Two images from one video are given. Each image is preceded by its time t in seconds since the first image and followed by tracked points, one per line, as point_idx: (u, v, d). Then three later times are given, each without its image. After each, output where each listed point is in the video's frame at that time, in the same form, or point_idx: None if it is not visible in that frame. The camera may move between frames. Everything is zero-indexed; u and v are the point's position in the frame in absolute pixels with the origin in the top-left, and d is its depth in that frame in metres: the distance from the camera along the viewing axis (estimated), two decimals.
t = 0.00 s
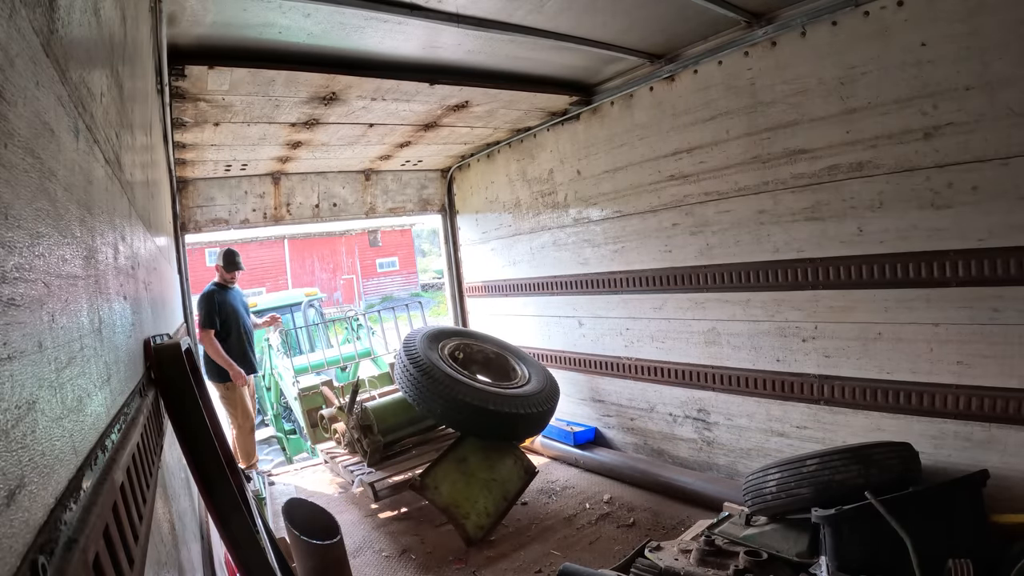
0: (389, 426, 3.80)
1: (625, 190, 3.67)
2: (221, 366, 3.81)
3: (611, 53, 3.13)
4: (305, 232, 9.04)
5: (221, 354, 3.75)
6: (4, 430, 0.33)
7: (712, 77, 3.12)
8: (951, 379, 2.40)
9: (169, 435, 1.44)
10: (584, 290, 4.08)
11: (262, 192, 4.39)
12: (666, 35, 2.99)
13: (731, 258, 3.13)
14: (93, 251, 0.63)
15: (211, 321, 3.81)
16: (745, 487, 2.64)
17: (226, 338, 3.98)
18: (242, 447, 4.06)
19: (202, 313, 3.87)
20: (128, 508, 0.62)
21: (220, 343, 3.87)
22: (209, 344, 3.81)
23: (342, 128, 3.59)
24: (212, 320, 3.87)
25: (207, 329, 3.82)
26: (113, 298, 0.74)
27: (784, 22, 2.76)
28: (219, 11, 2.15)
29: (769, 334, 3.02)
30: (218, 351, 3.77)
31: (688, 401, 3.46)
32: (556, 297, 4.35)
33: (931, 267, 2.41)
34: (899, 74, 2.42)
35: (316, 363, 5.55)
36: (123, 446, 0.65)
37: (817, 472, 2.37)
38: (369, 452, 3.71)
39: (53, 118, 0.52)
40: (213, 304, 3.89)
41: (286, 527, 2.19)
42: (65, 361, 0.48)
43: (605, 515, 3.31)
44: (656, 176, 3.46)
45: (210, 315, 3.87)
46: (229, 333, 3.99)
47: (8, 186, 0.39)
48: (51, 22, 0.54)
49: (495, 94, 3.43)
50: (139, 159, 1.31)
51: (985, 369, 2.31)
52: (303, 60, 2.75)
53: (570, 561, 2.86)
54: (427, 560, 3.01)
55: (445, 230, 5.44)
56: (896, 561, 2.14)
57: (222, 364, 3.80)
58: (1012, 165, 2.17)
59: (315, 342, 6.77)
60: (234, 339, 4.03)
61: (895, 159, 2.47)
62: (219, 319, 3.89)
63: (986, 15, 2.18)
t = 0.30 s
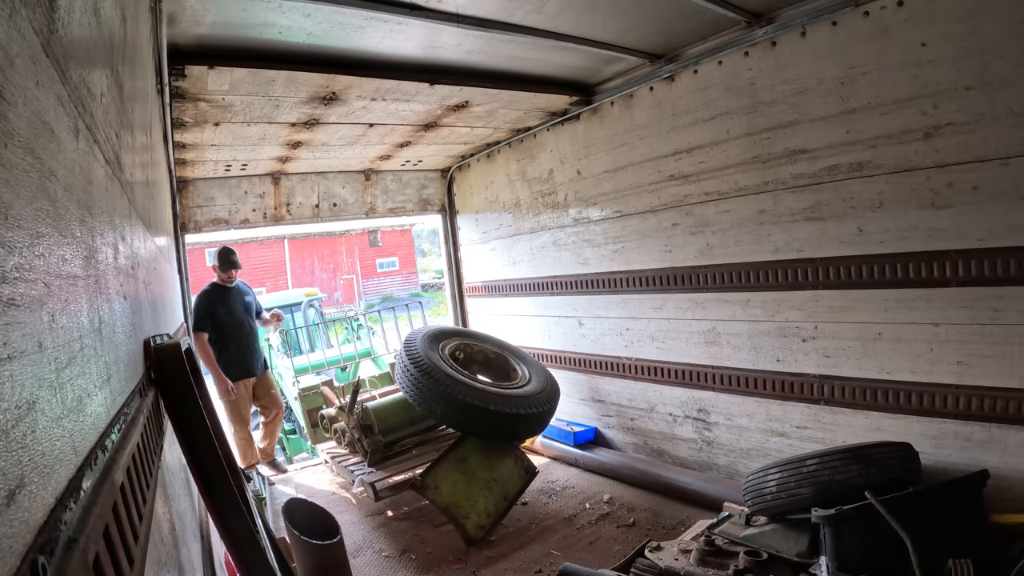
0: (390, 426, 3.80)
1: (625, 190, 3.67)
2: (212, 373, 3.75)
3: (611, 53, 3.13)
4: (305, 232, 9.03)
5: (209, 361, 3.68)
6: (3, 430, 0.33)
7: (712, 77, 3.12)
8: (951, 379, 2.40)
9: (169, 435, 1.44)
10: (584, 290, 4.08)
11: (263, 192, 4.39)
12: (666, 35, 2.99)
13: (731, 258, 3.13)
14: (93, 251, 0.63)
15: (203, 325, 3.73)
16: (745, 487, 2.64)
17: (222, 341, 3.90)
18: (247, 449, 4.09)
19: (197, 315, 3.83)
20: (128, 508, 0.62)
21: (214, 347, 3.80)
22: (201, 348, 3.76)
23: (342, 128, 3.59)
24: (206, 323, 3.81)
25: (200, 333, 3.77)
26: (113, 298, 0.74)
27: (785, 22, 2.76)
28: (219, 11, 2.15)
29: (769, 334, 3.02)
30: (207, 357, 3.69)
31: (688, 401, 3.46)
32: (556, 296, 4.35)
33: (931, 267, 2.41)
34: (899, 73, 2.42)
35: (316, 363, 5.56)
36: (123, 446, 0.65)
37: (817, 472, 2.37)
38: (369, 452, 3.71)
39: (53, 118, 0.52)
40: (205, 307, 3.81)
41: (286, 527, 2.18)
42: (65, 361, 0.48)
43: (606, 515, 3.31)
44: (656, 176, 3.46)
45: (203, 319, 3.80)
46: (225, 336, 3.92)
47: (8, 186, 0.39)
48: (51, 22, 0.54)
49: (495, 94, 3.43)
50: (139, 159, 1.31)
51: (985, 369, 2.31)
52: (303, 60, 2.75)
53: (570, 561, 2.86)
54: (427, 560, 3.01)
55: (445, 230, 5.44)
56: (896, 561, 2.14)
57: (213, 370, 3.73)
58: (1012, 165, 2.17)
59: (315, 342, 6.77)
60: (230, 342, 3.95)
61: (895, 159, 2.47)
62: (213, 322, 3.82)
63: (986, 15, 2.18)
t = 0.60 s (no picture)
0: (389, 426, 3.80)
1: (625, 190, 3.67)
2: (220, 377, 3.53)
3: (611, 53, 3.13)
4: (305, 232, 9.03)
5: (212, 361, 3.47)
6: (3, 430, 0.33)
7: (712, 77, 3.12)
8: (951, 379, 2.41)
9: (169, 436, 1.44)
10: (584, 290, 4.08)
11: (262, 192, 4.39)
12: (666, 35, 2.99)
13: (731, 258, 3.13)
14: (93, 251, 0.63)
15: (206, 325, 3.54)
16: (745, 487, 2.64)
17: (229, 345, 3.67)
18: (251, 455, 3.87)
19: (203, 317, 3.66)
20: (128, 508, 0.62)
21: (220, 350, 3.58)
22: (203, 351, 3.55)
23: (342, 128, 3.59)
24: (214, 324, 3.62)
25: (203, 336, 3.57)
26: (113, 299, 0.74)
27: (785, 22, 2.76)
28: (219, 11, 2.15)
29: (770, 334, 3.02)
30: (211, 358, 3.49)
31: (688, 402, 3.46)
32: (556, 296, 4.35)
33: (931, 267, 2.41)
34: (900, 73, 2.42)
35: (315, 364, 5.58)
36: (123, 446, 0.65)
37: (817, 472, 2.37)
38: (369, 452, 3.71)
39: (53, 118, 0.52)
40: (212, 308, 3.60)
41: (286, 528, 2.18)
42: (66, 361, 0.48)
43: (606, 515, 3.31)
44: (656, 176, 3.46)
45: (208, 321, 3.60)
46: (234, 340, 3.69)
47: (8, 186, 0.38)
48: (51, 22, 0.54)
49: (495, 94, 3.43)
50: (139, 159, 1.31)
51: (985, 369, 2.31)
52: (303, 60, 2.75)
53: (570, 561, 2.86)
54: (427, 560, 3.01)
55: (445, 229, 5.44)
56: (896, 561, 2.14)
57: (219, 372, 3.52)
58: (1012, 165, 2.17)
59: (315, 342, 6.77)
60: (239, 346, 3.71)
61: (895, 159, 2.47)
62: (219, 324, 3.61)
63: (986, 15, 2.18)
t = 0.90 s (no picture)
0: (389, 426, 3.81)
1: (625, 190, 3.67)
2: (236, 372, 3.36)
3: (611, 53, 3.13)
4: (305, 232, 9.02)
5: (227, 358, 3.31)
6: (3, 430, 0.33)
7: (712, 77, 3.12)
8: (951, 379, 2.41)
9: (169, 436, 1.44)
10: (584, 291, 4.08)
11: (262, 192, 4.39)
12: (666, 35, 2.99)
13: (731, 258, 3.13)
14: (93, 251, 0.63)
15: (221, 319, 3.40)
16: (745, 487, 2.64)
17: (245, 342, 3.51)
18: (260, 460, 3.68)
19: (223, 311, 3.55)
20: (128, 508, 0.62)
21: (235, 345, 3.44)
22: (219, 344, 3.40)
23: (342, 128, 3.59)
24: (231, 318, 3.48)
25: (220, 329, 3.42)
26: (113, 298, 0.74)
27: (784, 22, 2.76)
28: (219, 11, 2.15)
29: (769, 334, 3.02)
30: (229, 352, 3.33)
31: (688, 401, 3.46)
32: (556, 296, 4.35)
33: (931, 267, 2.41)
34: (899, 73, 2.42)
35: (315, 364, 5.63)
36: (123, 446, 0.65)
37: (817, 472, 2.37)
38: (368, 452, 3.71)
39: (53, 118, 0.52)
40: (230, 301, 3.46)
41: (286, 528, 2.18)
42: (66, 361, 0.48)
43: (605, 515, 3.31)
44: (656, 176, 3.46)
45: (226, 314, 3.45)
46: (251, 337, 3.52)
47: (8, 186, 0.39)
48: (51, 22, 0.54)
49: (495, 94, 3.43)
50: (139, 159, 1.31)
51: (985, 369, 2.31)
52: (303, 61, 2.75)
53: (570, 561, 2.86)
54: (427, 560, 3.01)
55: (445, 230, 5.44)
56: (896, 561, 2.14)
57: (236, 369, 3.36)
58: (1012, 165, 2.17)
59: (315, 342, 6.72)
60: (255, 344, 3.54)
61: (895, 159, 2.47)
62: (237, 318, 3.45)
63: (986, 15, 2.18)
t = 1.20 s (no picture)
0: (389, 426, 3.82)
1: (625, 190, 3.67)
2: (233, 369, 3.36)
3: (611, 53, 3.13)
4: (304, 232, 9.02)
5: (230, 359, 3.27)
6: (3, 430, 0.33)
7: (712, 77, 3.11)
8: (951, 379, 2.41)
9: (169, 436, 1.44)
10: (584, 291, 4.08)
11: (262, 192, 4.39)
12: (666, 35, 2.99)
13: (731, 258, 3.13)
14: (93, 251, 0.63)
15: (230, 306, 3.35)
16: (745, 487, 2.64)
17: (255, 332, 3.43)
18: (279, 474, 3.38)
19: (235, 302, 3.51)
20: (128, 508, 0.62)
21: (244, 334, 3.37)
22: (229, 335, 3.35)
23: (342, 128, 3.59)
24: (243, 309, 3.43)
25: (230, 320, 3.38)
26: (113, 298, 0.73)
27: (785, 22, 2.76)
28: (219, 11, 2.15)
29: (769, 334, 3.02)
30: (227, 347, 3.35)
31: (688, 401, 3.46)
32: (556, 296, 4.35)
33: (931, 267, 2.41)
34: (899, 73, 2.42)
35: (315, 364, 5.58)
36: (123, 446, 0.65)
37: (817, 472, 2.37)
38: (368, 451, 3.72)
39: (53, 118, 0.52)
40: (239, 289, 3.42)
41: (286, 528, 2.18)
42: (66, 360, 0.48)
43: (606, 515, 3.31)
44: (656, 176, 3.46)
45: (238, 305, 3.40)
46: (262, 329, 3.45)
47: (8, 186, 0.39)
48: (51, 22, 0.54)
49: (495, 94, 3.43)
50: (139, 159, 1.31)
51: (984, 369, 2.31)
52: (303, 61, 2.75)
53: (570, 561, 2.86)
54: (427, 561, 3.01)
55: (445, 229, 5.44)
56: (896, 561, 2.14)
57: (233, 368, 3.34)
58: (1012, 165, 2.17)
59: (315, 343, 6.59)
60: (266, 334, 3.45)
61: (895, 159, 2.47)
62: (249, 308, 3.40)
63: (986, 15, 2.18)
